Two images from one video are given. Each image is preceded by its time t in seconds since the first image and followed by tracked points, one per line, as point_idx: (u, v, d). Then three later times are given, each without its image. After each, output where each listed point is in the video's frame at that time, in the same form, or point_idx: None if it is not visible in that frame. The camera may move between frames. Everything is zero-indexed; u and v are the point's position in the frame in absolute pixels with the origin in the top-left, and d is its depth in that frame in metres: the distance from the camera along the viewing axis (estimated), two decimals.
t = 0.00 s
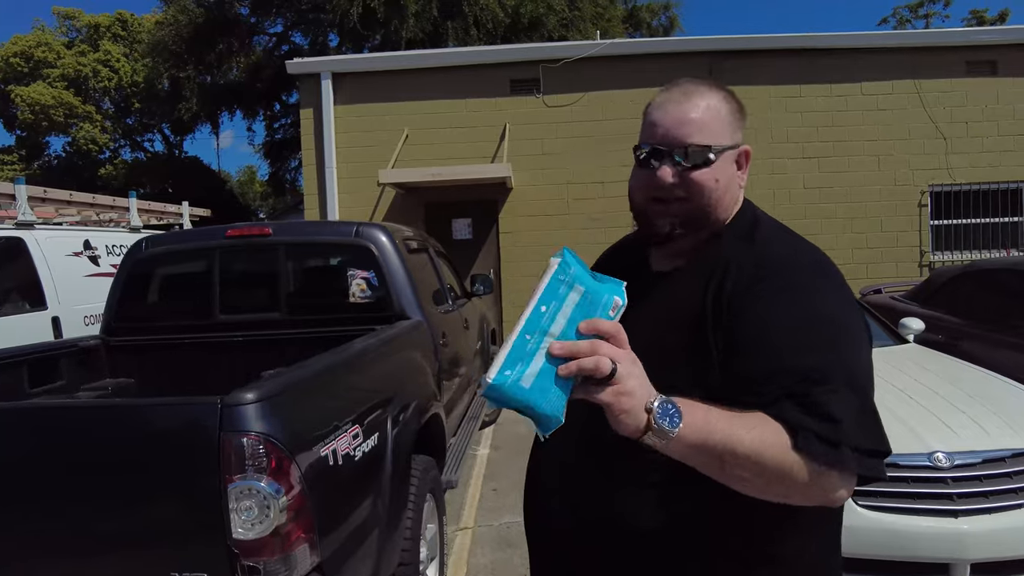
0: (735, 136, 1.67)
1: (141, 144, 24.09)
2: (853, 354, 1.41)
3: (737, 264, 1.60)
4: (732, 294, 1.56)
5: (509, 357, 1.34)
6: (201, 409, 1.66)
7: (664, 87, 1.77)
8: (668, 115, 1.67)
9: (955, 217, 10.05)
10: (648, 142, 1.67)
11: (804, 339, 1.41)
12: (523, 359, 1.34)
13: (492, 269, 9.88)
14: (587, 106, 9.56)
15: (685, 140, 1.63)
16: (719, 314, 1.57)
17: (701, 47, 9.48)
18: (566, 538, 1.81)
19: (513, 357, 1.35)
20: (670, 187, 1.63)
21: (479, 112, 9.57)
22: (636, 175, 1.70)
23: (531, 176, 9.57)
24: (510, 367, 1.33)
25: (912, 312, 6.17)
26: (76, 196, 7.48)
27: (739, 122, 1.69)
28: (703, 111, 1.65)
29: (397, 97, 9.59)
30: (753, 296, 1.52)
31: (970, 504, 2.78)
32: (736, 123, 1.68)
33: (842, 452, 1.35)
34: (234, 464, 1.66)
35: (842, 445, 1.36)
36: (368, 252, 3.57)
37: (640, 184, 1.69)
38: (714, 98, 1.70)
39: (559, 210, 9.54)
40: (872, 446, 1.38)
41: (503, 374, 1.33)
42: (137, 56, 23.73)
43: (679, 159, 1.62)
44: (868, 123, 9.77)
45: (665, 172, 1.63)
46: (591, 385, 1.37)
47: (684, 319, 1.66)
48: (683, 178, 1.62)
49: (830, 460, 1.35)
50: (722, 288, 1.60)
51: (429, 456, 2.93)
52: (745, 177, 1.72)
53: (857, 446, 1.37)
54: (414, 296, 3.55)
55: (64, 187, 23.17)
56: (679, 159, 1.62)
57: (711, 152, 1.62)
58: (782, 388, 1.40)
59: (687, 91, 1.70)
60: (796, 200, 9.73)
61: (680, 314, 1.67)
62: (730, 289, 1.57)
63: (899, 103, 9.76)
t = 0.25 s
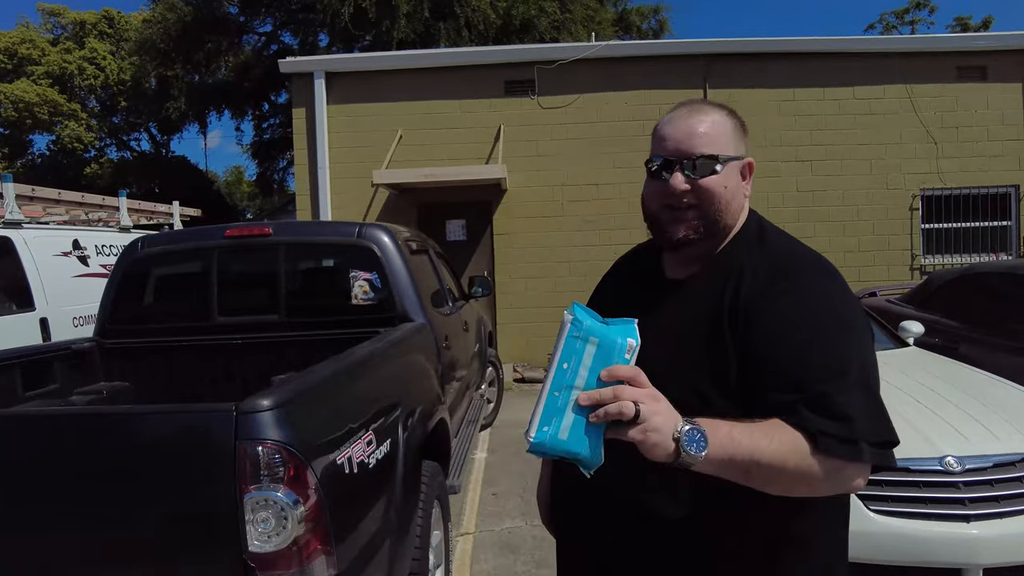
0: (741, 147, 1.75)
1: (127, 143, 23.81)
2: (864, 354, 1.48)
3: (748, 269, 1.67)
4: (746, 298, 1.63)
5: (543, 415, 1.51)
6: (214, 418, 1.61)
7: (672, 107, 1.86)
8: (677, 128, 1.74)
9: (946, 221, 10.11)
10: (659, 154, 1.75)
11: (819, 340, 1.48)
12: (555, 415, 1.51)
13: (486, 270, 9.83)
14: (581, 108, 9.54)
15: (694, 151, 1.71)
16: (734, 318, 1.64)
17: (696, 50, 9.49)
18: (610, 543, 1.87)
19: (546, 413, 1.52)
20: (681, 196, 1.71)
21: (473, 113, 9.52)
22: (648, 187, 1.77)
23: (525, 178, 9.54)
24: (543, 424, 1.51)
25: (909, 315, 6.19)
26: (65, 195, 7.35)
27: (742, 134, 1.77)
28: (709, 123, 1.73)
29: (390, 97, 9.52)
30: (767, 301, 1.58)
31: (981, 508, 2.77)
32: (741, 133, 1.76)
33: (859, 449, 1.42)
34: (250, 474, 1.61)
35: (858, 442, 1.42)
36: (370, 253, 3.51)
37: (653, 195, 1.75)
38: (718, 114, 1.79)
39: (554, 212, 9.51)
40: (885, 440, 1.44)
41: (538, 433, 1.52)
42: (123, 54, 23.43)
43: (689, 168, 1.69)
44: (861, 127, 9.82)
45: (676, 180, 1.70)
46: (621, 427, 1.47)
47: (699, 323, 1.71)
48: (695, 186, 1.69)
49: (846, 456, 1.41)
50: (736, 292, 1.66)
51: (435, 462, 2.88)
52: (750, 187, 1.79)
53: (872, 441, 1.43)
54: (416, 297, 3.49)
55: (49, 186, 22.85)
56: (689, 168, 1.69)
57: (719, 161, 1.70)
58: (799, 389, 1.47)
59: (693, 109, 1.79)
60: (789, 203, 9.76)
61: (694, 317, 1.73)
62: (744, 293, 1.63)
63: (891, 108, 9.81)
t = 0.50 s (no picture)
0: (719, 163, 1.81)
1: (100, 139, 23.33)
2: (851, 353, 1.57)
3: (738, 276, 1.74)
4: (739, 306, 1.69)
5: (563, 470, 1.63)
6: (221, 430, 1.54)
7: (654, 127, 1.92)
8: (659, 150, 1.81)
9: (924, 225, 10.25)
10: (644, 175, 1.81)
11: (811, 343, 1.56)
12: (572, 467, 1.62)
13: (470, 272, 9.75)
14: (567, 110, 9.52)
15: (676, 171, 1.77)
16: (728, 324, 1.70)
17: (680, 54, 9.52)
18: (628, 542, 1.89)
19: (565, 467, 1.63)
20: (666, 215, 1.77)
21: (458, 114, 9.45)
22: (635, 206, 1.84)
23: (510, 179, 9.49)
24: (565, 478, 1.63)
25: (893, 319, 6.24)
26: (39, 192, 7.14)
27: (720, 151, 1.84)
28: (688, 144, 1.80)
29: (374, 96, 9.42)
30: (759, 307, 1.65)
31: (979, 513, 2.78)
32: (719, 152, 1.84)
33: (853, 441, 1.50)
34: (258, 491, 1.54)
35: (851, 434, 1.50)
36: (364, 255, 3.46)
37: (640, 214, 1.81)
38: (697, 133, 1.85)
39: (539, 213, 9.48)
40: (874, 427, 1.53)
41: (564, 485, 1.63)
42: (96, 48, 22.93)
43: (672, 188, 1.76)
44: (842, 132, 9.92)
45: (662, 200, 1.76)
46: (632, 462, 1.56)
47: (694, 331, 1.77)
48: (680, 205, 1.76)
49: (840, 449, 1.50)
50: (729, 299, 1.72)
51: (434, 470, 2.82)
52: (730, 201, 1.86)
53: (863, 430, 1.51)
54: (411, 300, 3.46)
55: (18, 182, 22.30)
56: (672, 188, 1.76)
57: (700, 180, 1.77)
58: (796, 390, 1.55)
59: (672, 130, 1.86)
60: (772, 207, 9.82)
61: (689, 326, 1.78)
62: (736, 300, 1.70)
63: (871, 114, 9.93)
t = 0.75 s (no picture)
0: (706, 164, 1.78)
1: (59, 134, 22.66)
2: (846, 342, 1.57)
3: (731, 270, 1.72)
4: (734, 300, 1.66)
5: (590, 506, 1.64)
6: (231, 437, 1.54)
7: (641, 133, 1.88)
8: (647, 152, 1.77)
9: (890, 228, 10.48)
10: (634, 177, 1.76)
11: (809, 334, 1.54)
12: (598, 501, 1.63)
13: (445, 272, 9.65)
14: (542, 110, 9.52)
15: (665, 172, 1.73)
16: (723, 318, 1.67)
17: (655, 56, 9.58)
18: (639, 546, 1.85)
19: (592, 503, 1.64)
20: (657, 215, 1.72)
21: (434, 113, 9.39)
22: (626, 209, 1.78)
23: (486, 179, 9.46)
24: (596, 513, 1.63)
25: (864, 319, 6.36)
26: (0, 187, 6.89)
27: (707, 152, 1.81)
28: (676, 145, 1.76)
29: (348, 94, 9.30)
30: (752, 300, 1.63)
31: (961, 508, 2.83)
32: (708, 153, 1.80)
33: (857, 422, 1.49)
34: (265, 500, 1.54)
35: (852, 414, 1.49)
36: (350, 254, 3.40)
37: (631, 216, 1.76)
38: (683, 136, 1.82)
39: (514, 214, 9.46)
40: (874, 407, 1.52)
41: (600, 519, 1.63)
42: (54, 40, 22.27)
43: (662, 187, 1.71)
44: (812, 136, 10.09)
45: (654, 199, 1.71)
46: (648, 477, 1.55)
47: (688, 327, 1.73)
48: (671, 205, 1.72)
49: (843, 432, 1.48)
50: (724, 293, 1.70)
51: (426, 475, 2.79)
52: (719, 201, 1.82)
53: (864, 410, 1.50)
54: (398, 300, 3.41)
55: None
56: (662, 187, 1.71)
57: (690, 178, 1.73)
58: (796, 378, 1.52)
59: (658, 134, 1.82)
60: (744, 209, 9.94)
61: (683, 322, 1.75)
62: (731, 293, 1.67)
63: (840, 118, 10.13)
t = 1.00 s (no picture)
0: (765, 161, 1.71)
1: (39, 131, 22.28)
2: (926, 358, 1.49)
3: (796, 275, 1.67)
4: (804, 307, 1.61)
5: None
6: (291, 437, 1.60)
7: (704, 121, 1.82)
8: (702, 145, 1.72)
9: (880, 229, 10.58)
10: (683, 171, 1.73)
11: (890, 348, 1.47)
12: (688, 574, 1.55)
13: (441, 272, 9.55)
14: (538, 110, 9.50)
15: (715, 168, 1.68)
16: (791, 326, 1.62)
17: (651, 57, 9.59)
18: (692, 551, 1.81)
19: None
20: (703, 212, 1.69)
21: (429, 112, 9.34)
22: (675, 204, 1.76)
23: (482, 179, 9.42)
24: None
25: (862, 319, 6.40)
26: None
27: (769, 148, 1.73)
28: (733, 139, 1.70)
29: (342, 92, 9.22)
30: (824, 309, 1.58)
31: (981, 505, 2.85)
32: (767, 149, 1.72)
33: (947, 449, 1.40)
34: (322, 502, 1.60)
35: (941, 444, 1.40)
36: (365, 253, 3.35)
37: (678, 210, 1.73)
38: (745, 129, 1.75)
39: (510, 214, 9.44)
40: (963, 432, 1.43)
41: None
42: (35, 36, 21.89)
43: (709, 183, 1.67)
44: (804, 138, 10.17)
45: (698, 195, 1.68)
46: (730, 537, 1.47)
47: (752, 332, 1.69)
48: (714, 202, 1.67)
49: (932, 461, 1.40)
50: (791, 299, 1.65)
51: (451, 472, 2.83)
52: (777, 200, 1.75)
53: (953, 435, 1.41)
54: (414, 300, 3.38)
55: None
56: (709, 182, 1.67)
57: (741, 176, 1.67)
58: (879, 400, 1.45)
59: (718, 126, 1.76)
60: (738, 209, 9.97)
61: (747, 326, 1.70)
62: (799, 300, 1.63)
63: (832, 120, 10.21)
